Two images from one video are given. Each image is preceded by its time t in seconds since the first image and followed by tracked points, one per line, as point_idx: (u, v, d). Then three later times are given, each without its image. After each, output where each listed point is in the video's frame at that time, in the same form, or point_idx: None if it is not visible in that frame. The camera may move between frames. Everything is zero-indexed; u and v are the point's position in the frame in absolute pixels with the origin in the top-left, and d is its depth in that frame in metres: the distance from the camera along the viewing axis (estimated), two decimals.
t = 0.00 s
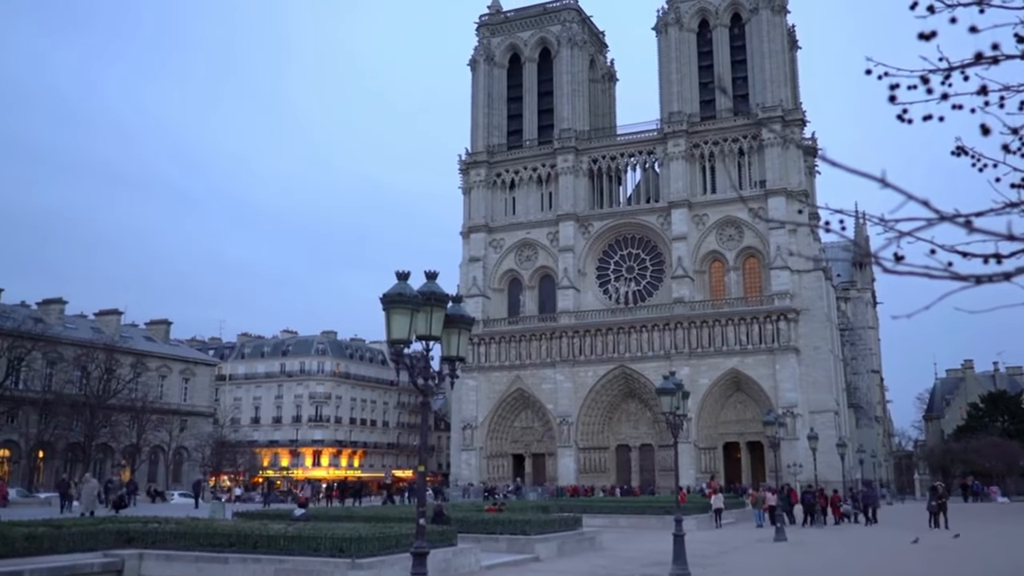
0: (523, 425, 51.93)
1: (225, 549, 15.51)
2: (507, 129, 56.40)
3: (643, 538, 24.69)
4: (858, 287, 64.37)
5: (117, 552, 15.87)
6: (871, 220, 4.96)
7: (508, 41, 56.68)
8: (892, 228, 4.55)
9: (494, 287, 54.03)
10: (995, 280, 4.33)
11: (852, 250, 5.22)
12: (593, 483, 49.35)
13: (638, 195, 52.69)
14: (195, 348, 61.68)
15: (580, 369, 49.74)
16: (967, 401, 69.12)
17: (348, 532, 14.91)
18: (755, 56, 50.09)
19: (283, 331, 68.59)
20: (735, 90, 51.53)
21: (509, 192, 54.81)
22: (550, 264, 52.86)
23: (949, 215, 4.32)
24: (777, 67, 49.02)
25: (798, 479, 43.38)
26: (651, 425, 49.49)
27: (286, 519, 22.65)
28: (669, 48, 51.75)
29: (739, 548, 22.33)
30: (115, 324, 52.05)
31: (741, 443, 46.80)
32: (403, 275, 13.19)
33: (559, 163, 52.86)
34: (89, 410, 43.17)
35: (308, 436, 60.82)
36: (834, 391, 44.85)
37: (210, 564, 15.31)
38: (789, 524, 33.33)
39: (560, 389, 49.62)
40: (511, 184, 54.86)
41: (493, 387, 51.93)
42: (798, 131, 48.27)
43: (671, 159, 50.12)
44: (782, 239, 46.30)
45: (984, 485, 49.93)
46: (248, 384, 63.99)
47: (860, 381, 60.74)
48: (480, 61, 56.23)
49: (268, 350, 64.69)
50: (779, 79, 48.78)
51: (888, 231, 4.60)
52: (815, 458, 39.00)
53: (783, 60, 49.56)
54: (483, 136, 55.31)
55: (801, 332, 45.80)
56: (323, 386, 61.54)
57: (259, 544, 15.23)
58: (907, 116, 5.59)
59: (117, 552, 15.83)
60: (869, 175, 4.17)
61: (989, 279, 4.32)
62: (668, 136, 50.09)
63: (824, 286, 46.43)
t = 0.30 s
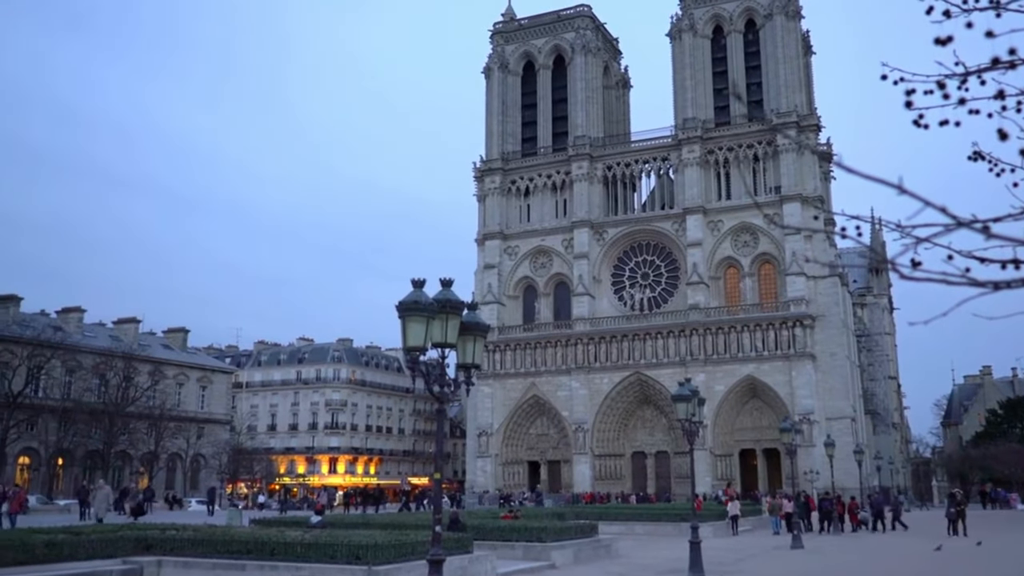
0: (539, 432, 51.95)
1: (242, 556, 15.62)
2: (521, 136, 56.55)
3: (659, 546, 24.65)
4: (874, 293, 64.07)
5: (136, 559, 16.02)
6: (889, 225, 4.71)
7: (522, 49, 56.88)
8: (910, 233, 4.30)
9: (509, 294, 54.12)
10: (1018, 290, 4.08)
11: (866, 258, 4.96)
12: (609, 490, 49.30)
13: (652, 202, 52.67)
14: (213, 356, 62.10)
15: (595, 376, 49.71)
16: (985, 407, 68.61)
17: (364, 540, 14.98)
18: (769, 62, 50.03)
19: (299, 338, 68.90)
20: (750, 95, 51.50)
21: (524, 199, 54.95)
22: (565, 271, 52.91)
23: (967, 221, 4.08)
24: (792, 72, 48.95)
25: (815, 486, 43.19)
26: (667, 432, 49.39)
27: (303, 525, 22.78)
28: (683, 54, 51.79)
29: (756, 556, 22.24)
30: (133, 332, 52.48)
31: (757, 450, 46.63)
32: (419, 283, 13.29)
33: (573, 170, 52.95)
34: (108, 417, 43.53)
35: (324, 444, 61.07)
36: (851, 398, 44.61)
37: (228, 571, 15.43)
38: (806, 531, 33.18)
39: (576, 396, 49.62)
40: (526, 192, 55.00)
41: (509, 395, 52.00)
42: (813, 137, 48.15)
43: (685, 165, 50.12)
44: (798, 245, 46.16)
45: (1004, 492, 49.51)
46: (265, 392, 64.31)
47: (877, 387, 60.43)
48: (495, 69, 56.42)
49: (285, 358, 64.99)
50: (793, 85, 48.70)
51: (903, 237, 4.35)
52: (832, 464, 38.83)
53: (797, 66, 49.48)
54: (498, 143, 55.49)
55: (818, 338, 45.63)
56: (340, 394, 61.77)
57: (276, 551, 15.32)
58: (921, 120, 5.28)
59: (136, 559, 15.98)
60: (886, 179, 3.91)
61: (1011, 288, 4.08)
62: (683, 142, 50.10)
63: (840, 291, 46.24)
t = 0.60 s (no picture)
0: (550, 435, 51.98)
1: (254, 559, 15.72)
2: (532, 139, 56.66)
3: (670, 549, 24.64)
4: (886, 296, 63.85)
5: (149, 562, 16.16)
6: (901, 229, 4.57)
7: (532, 53, 57.00)
8: (921, 237, 4.15)
9: (520, 298, 54.20)
10: None
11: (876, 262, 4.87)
12: (620, 493, 49.30)
13: (663, 205, 52.67)
14: (225, 360, 62.39)
15: (606, 379, 49.72)
16: (998, 411, 68.26)
17: (376, 543, 15.07)
18: (780, 65, 49.97)
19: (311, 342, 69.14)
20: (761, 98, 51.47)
21: (535, 203, 55.06)
22: (576, 274, 52.93)
23: (980, 225, 4.00)
24: (803, 75, 48.88)
25: (827, 490, 43.08)
26: (678, 435, 49.33)
27: (315, 529, 22.88)
28: (693, 58, 51.82)
29: (767, 560, 22.19)
30: (146, 336, 52.82)
31: (769, 454, 46.53)
32: (430, 287, 13.38)
33: (584, 173, 53.01)
34: (121, 421, 43.80)
35: (335, 447, 61.25)
36: (863, 402, 44.46)
37: (240, 574, 15.54)
38: (817, 535, 33.13)
39: (587, 399, 49.64)
40: (537, 196, 55.10)
41: (520, 398, 52.05)
42: (824, 140, 48.06)
43: (696, 168, 50.14)
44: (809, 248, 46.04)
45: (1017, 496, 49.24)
46: (277, 396, 64.54)
47: (889, 391, 60.23)
48: (505, 73, 56.53)
49: (297, 362, 65.21)
50: (805, 88, 48.65)
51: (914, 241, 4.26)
52: (843, 468, 38.71)
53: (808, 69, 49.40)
54: (508, 147, 55.60)
55: (829, 341, 45.51)
56: (351, 397, 61.92)
57: (288, 555, 15.43)
58: (933, 121, 5.13)
59: (149, 562, 16.12)
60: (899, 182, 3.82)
61: None
62: (693, 146, 50.13)
63: (851, 295, 46.09)
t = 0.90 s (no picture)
0: (561, 437, 52.01)
1: (268, 560, 15.80)
2: (543, 141, 56.71)
3: (683, 552, 24.63)
4: (899, 298, 63.58)
5: (163, 563, 16.29)
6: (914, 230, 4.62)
7: (543, 54, 57.06)
8: (936, 238, 4.21)
9: (531, 300, 54.26)
10: None
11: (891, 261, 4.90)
12: (631, 495, 49.29)
13: (674, 207, 52.62)
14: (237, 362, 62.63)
15: (617, 381, 49.71)
16: (1012, 413, 67.88)
17: (388, 544, 15.15)
18: (792, 66, 49.83)
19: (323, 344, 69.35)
20: (772, 99, 51.37)
21: (546, 204, 55.10)
22: (587, 276, 52.93)
23: (995, 228, 4.06)
24: (815, 76, 48.75)
25: (839, 492, 42.95)
26: (689, 437, 49.28)
27: (327, 530, 23.04)
28: (704, 59, 51.77)
29: (779, 562, 22.18)
30: (159, 338, 53.13)
31: (781, 456, 46.42)
32: (442, 289, 13.46)
33: (595, 175, 53.03)
34: (134, 422, 44.03)
35: (347, 449, 61.43)
36: (876, 404, 44.31)
37: (253, 575, 15.63)
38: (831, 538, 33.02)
39: (598, 401, 49.61)
40: (548, 197, 55.15)
41: (531, 400, 52.08)
42: (836, 141, 47.90)
43: (707, 170, 50.08)
44: (820, 250, 45.91)
45: None
46: (289, 398, 64.78)
47: (901, 393, 60.01)
48: (516, 75, 56.61)
49: (309, 363, 65.44)
50: (817, 89, 48.52)
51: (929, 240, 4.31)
52: (855, 470, 38.54)
53: (820, 69, 49.27)
54: (519, 149, 55.67)
55: (841, 343, 45.36)
56: (363, 399, 62.09)
57: (301, 556, 15.51)
58: (947, 123, 5.19)
59: (163, 563, 16.25)
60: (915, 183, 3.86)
61: None
62: (704, 147, 50.04)
63: (864, 296, 45.94)
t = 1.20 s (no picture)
0: (573, 438, 52.03)
1: (281, 559, 15.89)
2: (554, 142, 56.73)
3: (696, 552, 24.61)
4: (913, 298, 63.25)
5: (178, 563, 16.42)
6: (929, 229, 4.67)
7: (555, 55, 57.07)
8: (953, 237, 4.26)
9: (544, 300, 54.30)
10: None
11: (906, 261, 4.94)
12: (644, 496, 49.27)
13: (686, 207, 52.55)
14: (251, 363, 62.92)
15: (630, 382, 49.70)
16: None
17: (401, 544, 15.22)
18: (804, 65, 49.67)
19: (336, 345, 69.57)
20: (785, 99, 51.21)
21: (558, 205, 55.12)
22: (599, 277, 52.92)
23: (1013, 228, 4.10)
24: (828, 75, 48.58)
25: (852, 493, 42.81)
26: (702, 438, 49.22)
27: (340, 530, 23.20)
28: (717, 58, 51.69)
29: (793, 563, 22.16)
30: (173, 339, 53.47)
31: (794, 456, 46.28)
32: (455, 290, 13.52)
33: (607, 175, 53.02)
34: (149, 422, 44.31)
35: (360, 449, 61.63)
36: (889, 404, 44.15)
37: (266, 574, 15.72)
38: (845, 539, 32.91)
39: (610, 402, 49.59)
40: (560, 198, 55.16)
41: (543, 401, 52.11)
42: (849, 140, 47.73)
43: (719, 170, 49.98)
44: (834, 250, 45.77)
45: None
46: (303, 398, 65.04)
47: (915, 393, 59.74)
48: (528, 76, 56.66)
49: (322, 364, 65.67)
50: (829, 88, 48.35)
51: (946, 240, 4.36)
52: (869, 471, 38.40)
53: (833, 69, 49.09)
54: (531, 150, 55.73)
55: (854, 344, 45.20)
56: (376, 399, 62.28)
57: (314, 556, 15.60)
58: (962, 121, 5.26)
59: (178, 563, 16.37)
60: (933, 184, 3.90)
61: None
62: (717, 147, 49.96)
63: (877, 296, 45.77)
